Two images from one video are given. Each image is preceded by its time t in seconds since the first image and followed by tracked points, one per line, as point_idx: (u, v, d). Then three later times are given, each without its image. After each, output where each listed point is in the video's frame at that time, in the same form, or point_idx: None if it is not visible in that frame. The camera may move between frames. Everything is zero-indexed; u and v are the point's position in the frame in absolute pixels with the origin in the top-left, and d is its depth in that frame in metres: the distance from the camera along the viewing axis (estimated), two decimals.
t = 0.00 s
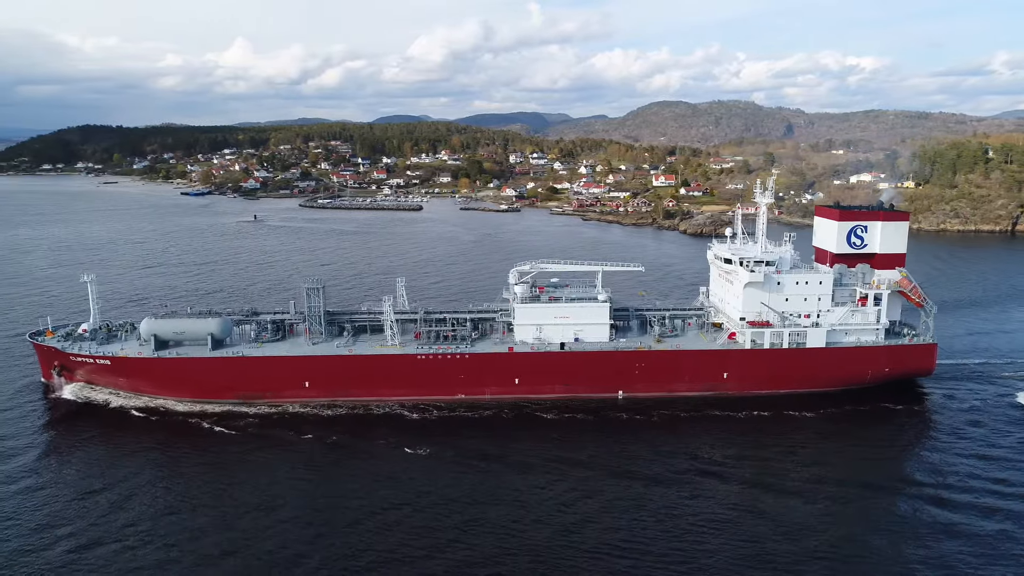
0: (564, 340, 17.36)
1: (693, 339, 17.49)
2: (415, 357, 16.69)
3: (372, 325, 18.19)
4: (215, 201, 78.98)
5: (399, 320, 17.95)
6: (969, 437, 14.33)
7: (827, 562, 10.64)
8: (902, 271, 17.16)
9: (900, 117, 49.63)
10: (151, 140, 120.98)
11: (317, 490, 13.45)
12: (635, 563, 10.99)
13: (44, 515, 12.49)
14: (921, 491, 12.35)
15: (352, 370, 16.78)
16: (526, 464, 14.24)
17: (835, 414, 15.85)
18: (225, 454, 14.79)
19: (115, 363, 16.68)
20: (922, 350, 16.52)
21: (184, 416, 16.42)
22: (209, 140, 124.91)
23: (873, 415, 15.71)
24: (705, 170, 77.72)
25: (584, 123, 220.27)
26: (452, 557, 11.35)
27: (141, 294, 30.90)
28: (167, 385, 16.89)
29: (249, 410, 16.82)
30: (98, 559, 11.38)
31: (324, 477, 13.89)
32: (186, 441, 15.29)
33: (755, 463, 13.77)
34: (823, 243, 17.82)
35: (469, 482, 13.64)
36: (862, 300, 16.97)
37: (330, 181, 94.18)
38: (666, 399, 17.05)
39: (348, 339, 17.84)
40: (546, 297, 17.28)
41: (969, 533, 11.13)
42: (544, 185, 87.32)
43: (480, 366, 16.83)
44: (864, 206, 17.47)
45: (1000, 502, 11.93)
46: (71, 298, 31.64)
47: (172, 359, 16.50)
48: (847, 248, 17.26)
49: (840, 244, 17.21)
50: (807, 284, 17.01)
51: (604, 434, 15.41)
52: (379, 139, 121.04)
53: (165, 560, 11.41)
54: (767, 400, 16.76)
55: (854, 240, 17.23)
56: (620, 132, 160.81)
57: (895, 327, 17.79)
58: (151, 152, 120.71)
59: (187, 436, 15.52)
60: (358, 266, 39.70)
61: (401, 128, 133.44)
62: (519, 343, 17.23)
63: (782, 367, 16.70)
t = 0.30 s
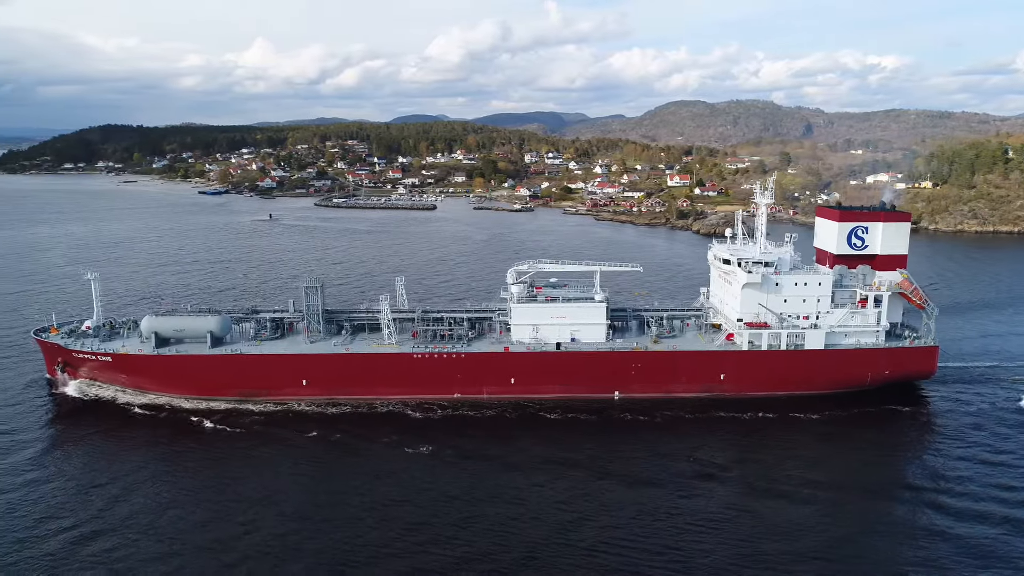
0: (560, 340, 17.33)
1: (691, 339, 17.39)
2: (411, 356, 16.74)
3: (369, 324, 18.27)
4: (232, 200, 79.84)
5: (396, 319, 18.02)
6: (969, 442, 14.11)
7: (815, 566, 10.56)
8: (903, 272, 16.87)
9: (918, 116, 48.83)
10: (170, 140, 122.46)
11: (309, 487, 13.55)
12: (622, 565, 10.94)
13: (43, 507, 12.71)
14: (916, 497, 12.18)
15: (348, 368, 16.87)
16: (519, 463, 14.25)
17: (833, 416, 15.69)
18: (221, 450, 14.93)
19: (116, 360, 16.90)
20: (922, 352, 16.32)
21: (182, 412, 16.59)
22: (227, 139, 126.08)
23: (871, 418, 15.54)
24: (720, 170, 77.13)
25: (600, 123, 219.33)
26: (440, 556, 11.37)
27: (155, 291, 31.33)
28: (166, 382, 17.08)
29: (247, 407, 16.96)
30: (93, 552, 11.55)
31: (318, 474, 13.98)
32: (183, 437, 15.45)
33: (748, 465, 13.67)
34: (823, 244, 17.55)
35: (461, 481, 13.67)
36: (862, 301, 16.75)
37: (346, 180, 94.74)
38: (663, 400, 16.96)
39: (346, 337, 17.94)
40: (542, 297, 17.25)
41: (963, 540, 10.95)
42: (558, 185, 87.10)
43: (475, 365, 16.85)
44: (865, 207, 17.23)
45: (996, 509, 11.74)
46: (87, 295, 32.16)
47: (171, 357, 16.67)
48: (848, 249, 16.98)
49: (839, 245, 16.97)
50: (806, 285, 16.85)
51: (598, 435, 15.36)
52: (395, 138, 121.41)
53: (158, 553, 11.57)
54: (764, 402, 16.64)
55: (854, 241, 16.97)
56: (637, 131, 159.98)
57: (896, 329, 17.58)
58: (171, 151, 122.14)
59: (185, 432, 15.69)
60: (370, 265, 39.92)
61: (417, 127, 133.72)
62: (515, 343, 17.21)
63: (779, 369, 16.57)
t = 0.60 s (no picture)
0: (556, 340, 17.29)
1: (688, 340, 17.31)
2: (406, 355, 16.79)
3: (367, 323, 18.36)
4: (248, 199, 80.54)
5: (393, 318, 18.10)
6: (968, 446, 13.95)
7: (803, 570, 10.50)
8: (903, 274, 16.67)
9: (937, 116, 48.17)
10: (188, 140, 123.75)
11: (303, 484, 13.65)
12: (611, 566, 10.93)
13: (44, 500, 12.92)
14: (910, 502, 12.06)
15: (344, 367, 16.95)
16: (511, 462, 14.26)
17: (830, 419, 15.56)
18: (216, 447, 15.06)
19: (116, 357, 17.09)
20: (922, 355, 16.15)
21: (180, 410, 16.74)
22: (244, 138, 127.14)
23: (869, 420, 15.38)
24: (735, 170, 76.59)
25: (615, 123, 218.40)
26: (428, 555, 11.41)
27: (168, 290, 31.71)
28: (165, 380, 17.24)
29: (244, 405, 17.07)
30: (91, 545, 11.74)
31: (312, 471, 14.09)
32: (181, 434, 15.60)
33: (741, 468, 13.59)
34: (823, 244, 17.42)
35: (453, 479, 13.71)
36: (861, 303, 16.64)
37: (360, 180, 95.20)
38: (659, 401, 16.89)
39: (344, 336, 18.05)
40: (539, 297, 17.24)
41: (954, 547, 10.83)
42: (571, 185, 86.92)
43: (471, 365, 16.87)
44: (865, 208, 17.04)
45: (989, 515, 11.60)
46: (101, 292, 32.61)
47: (170, 354, 16.83)
48: (848, 250, 16.84)
49: (839, 246, 16.80)
50: (804, 286, 16.72)
51: (593, 436, 15.33)
52: (410, 138, 121.74)
53: (154, 547, 11.73)
54: (761, 404, 16.52)
55: (854, 241, 16.79)
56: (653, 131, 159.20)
57: (896, 332, 17.41)
58: (189, 151, 123.42)
59: (182, 428, 15.85)
60: (381, 264, 40.08)
61: (432, 127, 134.00)
62: (511, 343, 17.21)
63: (776, 371, 16.45)
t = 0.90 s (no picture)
0: (551, 340, 17.28)
1: (684, 341, 17.24)
2: (402, 354, 16.85)
3: (364, 322, 18.43)
4: (262, 199, 81.19)
5: (389, 317, 18.16)
6: (964, 450, 13.77)
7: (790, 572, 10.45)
8: (902, 275, 16.49)
9: (956, 115, 47.51)
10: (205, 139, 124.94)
11: (295, 480, 13.74)
12: (597, 565, 10.95)
13: (41, 494, 13.11)
14: (901, 507, 11.92)
15: (340, 366, 17.04)
16: (503, 462, 14.27)
17: (826, 421, 15.46)
18: (212, 443, 15.20)
19: (116, 354, 17.30)
20: (921, 358, 15.96)
21: (177, 407, 16.89)
22: (260, 138, 128.14)
23: (865, 423, 15.25)
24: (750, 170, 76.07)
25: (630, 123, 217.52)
26: (414, 554, 11.45)
27: (179, 288, 32.07)
28: (163, 377, 17.42)
29: (240, 402, 17.20)
30: (84, 538, 11.89)
31: (305, 468, 14.18)
32: (177, 430, 15.75)
33: (732, 470, 13.52)
34: (821, 246, 17.27)
35: (444, 477, 13.75)
36: (858, 305, 16.48)
37: (374, 180, 95.63)
38: (655, 402, 16.82)
39: (341, 334, 18.16)
40: (534, 297, 17.24)
41: (944, 552, 10.69)
42: (584, 185, 86.78)
43: (466, 365, 16.89)
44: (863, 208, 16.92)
45: (982, 520, 11.45)
46: (114, 290, 33.03)
47: (168, 352, 16.99)
48: (847, 252, 16.67)
49: (836, 247, 16.66)
50: (801, 288, 16.59)
51: (586, 436, 15.30)
52: (425, 138, 122.05)
53: (145, 541, 11.85)
54: (756, 406, 16.41)
55: (852, 242, 16.64)
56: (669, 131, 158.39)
57: (895, 333, 17.22)
58: (206, 150, 124.64)
59: (179, 425, 16.00)
60: (392, 263, 40.25)
61: (446, 126, 134.19)
62: (505, 343, 17.23)
63: (772, 372, 16.33)
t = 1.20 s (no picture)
0: (545, 340, 17.27)
1: (679, 342, 17.16)
2: (397, 353, 16.93)
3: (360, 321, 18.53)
4: (276, 198, 81.77)
5: (385, 316, 18.24)
6: (960, 456, 13.58)
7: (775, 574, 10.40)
8: (901, 277, 16.42)
9: (973, 115, 46.87)
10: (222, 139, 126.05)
11: (287, 477, 13.84)
12: (583, 565, 10.95)
13: (38, 487, 13.31)
14: (892, 510, 11.82)
15: (335, 364, 17.13)
16: (493, 461, 14.28)
17: (821, 423, 15.35)
18: (207, 440, 15.34)
19: (115, 351, 17.50)
20: (917, 360, 15.84)
21: (174, 403, 17.03)
22: (275, 138, 129.03)
23: (860, 425, 15.14)
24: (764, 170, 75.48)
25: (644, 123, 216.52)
26: (399, 552, 11.45)
27: (190, 286, 32.40)
28: (162, 374, 17.60)
29: (237, 400, 17.33)
30: (77, 531, 12.06)
31: (298, 465, 14.29)
32: (173, 426, 15.90)
33: (724, 471, 13.46)
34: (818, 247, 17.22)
35: (435, 475, 13.79)
36: (855, 306, 16.34)
37: (387, 179, 95.98)
38: (648, 402, 16.76)
39: (337, 333, 18.25)
40: (528, 297, 17.23)
41: (933, 558, 10.55)
42: (597, 185, 86.55)
43: (460, 364, 16.93)
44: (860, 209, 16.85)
45: (973, 525, 11.32)
46: (126, 287, 33.44)
47: (166, 349, 17.16)
48: (843, 253, 16.62)
49: (834, 248, 16.59)
50: (796, 288, 16.47)
51: (578, 436, 15.26)
52: (439, 138, 122.30)
53: (136, 536, 12.00)
54: (751, 407, 16.32)
55: (849, 243, 16.57)
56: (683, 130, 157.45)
57: (893, 335, 17.06)
58: (222, 150, 125.76)
59: (174, 421, 16.15)
60: (402, 262, 40.41)
61: (460, 126, 134.36)
62: (500, 342, 17.25)
63: (767, 374, 16.24)
